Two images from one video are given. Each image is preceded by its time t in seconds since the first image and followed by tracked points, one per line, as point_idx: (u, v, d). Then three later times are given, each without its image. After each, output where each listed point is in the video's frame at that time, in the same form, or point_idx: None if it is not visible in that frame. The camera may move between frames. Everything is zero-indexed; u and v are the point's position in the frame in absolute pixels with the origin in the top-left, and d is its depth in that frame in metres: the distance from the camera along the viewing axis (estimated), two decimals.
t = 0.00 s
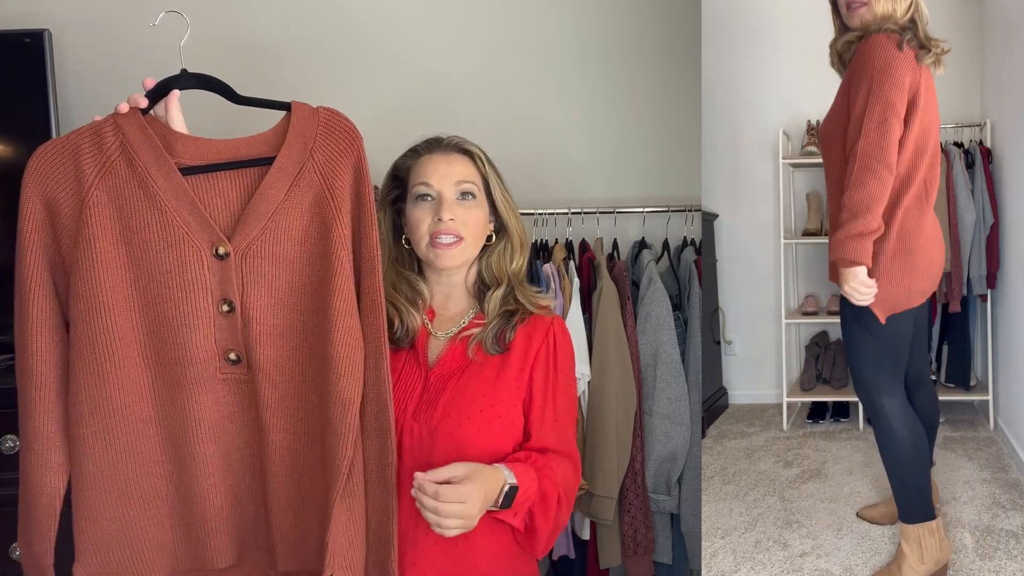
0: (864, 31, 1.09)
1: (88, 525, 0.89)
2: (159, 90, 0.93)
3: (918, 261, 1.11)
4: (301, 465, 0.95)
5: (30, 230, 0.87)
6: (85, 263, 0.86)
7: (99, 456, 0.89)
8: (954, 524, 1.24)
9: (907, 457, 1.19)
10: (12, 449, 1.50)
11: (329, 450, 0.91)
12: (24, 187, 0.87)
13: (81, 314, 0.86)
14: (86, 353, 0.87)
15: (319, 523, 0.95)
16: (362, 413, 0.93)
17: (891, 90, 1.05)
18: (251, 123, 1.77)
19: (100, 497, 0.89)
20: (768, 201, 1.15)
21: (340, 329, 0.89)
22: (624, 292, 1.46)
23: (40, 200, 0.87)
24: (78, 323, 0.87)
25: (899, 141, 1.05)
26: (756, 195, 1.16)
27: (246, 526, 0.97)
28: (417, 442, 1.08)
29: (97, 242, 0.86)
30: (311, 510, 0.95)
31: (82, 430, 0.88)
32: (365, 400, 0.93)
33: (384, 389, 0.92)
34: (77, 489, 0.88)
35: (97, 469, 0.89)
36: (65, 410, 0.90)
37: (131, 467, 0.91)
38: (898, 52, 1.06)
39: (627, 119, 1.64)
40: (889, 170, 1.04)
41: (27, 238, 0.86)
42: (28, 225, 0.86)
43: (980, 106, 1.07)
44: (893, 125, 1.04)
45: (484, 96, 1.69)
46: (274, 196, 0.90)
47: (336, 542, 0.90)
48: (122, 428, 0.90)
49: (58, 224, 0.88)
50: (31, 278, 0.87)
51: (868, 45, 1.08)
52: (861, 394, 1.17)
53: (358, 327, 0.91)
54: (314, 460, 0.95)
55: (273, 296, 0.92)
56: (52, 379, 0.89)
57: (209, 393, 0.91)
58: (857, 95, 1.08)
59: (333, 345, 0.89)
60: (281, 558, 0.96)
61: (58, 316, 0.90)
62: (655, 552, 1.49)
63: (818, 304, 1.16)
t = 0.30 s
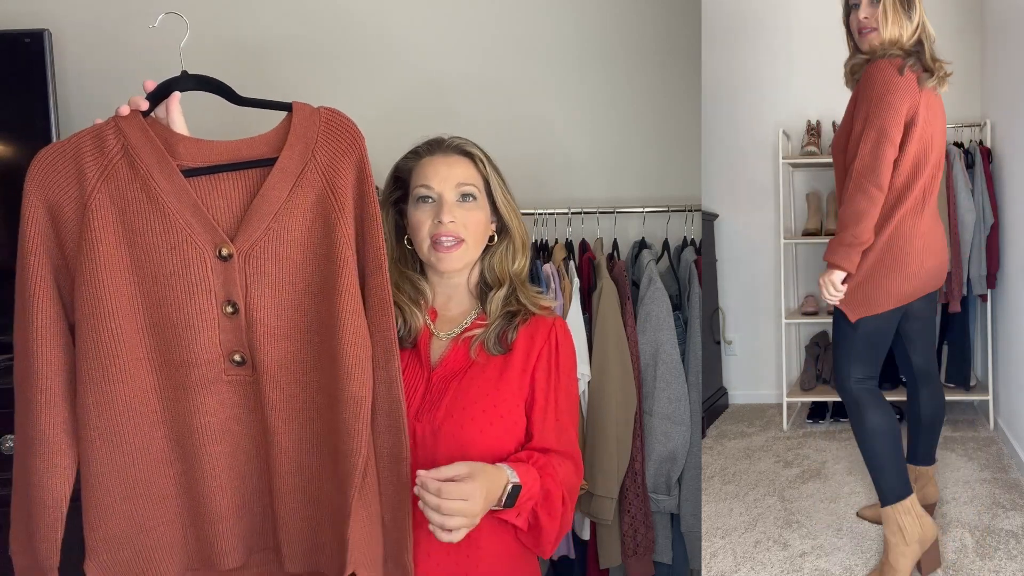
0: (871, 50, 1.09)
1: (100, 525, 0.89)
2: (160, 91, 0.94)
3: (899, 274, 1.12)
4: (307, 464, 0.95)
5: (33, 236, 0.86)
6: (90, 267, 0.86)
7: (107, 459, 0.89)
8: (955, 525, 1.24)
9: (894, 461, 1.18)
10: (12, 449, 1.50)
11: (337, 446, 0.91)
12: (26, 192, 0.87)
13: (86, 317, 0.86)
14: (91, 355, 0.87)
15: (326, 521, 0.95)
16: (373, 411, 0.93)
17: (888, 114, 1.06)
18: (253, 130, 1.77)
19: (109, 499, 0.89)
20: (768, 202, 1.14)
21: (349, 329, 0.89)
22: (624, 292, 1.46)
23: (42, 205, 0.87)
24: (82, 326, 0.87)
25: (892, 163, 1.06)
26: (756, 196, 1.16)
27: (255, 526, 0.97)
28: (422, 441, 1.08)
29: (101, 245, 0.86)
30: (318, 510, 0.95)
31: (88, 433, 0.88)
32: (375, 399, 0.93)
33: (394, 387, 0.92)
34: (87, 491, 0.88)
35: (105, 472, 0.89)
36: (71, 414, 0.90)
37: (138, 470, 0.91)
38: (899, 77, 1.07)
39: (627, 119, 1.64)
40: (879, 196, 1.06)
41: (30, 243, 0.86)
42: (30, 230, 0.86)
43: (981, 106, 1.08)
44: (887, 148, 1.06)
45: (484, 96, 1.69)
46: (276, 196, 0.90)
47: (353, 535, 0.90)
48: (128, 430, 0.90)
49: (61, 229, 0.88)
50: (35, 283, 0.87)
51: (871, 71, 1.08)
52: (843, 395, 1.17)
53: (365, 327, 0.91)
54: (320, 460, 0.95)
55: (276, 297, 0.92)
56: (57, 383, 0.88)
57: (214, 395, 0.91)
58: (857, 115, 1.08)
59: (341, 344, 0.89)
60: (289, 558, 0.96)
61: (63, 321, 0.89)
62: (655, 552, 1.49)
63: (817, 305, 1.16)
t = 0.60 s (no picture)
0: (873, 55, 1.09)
1: (93, 528, 0.89)
2: (163, 91, 0.93)
3: (893, 273, 1.13)
4: (306, 467, 0.94)
5: (34, 235, 0.87)
6: (90, 267, 0.86)
7: (105, 459, 0.89)
8: (955, 525, 1.23)
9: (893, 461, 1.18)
10: (13, 449, 1.50)
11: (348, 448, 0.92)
12: (28, 192, 0.87)
13: (87, 317, 0.87)
14: (91, 355, 0.87)
15: (327, 523, 0.95)
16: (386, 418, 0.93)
17: (882, 120, 1.07)
18: (253, 132, 1.77)
19: (106, 499, 0.89)
20: (768, 202, 1.14)
21: (355, 331, 0.89)
22: (624, 292, 1.46)
23: (44, 205, 0.87)
24: (83, 326, 0.87)
25: (886, 166, 1.08)
26: (756, 196, 1.16)
27: (252, 530, 0.97)
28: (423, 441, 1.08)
29: (102, 246, 0.87)
30: (317, 512, 0.95)
31: (88, 433, 0.88)
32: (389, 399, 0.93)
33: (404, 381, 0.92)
34: (84, 491, 0.89)
35: (103, 471, 0.89)
36: (70, 413, 0.90)
37: (136, 470, 0.91)
38: (899, 85, 1.08)
39: (627, 119, 1.64)
40: (871, 197, 1.08)
41: (32, 242, 0.87)
42: (32, 230, 0.86)
43: (981, 106, 1.08)
44: (880, 151, 1.07)
45: (484, 96, 1.69)
46: (278, 197, 0.90)
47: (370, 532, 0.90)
48: (127, 430, 0.90)
49: (63, 228, 0.88)
50: (36, 282, 0.87)
51: (873, 77, 1.08)
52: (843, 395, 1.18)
53: (371, 331, 0.91)
54: (319, 462, 0.95)
55: (277, 298, 0.92)
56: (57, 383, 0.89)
57: (213, 397, 0.91)
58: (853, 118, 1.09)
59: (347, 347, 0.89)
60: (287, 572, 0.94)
61: (63, 321, 0.89)
62: (655, 552, 1.49)
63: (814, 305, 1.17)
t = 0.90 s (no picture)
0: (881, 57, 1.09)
1: (86, 525, 0.89)
2: (163, 88, 0.93)
3: (900, 271, 1.12)
4: (303, 466, 0.94)
5: (33, 229, 0.87)
6: (88, 263, 0.86)
7: (101, 455, 0.89)
8: (955, 526, 1.23)
9: (891, 461, 1.19)
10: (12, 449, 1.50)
11: (346, 448, 0.92)
12: (28, 188, 0.87)
13: (85, 312, 0.87)
14: (88, 351, 0.87)
15: (322, 524, 0.95)
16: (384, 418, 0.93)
17: (898, 121, 1.07)
18: (254, 129, 1.77)
19: (101, 496, 0.89)
20: (768, 201, 1.14)
21: (354, 331, 0.89)
22: (624, 292, 1.45)
23: (44, 200, 0.87)
24: (81, 321, 0.87)
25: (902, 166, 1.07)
26: (756, 195, 1.16)
27: (247, 529, 0.97)
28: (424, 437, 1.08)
29: (101, 241, 0.87)
30: (312, 512, 0.94)
31: (83, 429, 0.88)
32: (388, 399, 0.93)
33: (401, 379, 0.92)
34: (79, 487, 0.88)
35: (98, 468, 0.89)
36: (67, 409, 0.90)
37: (131, 467, 0.91)
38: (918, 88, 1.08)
39: (627, 119, 1.64)
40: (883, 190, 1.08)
41: (31, 238, 0.87)
42: (32, 225, 0.87)
43: (981, 106, 1.08)
44: (898, 147, 1.07)
45: (484, 96, 1.69)
46: (277, 195, 0.90)
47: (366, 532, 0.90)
48: (123, 426, 0.90)
49: (62, 224, 0.88)
50: (34, 277, 0.87)
51: (891, 77, 1.08)
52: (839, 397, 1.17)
53: (370, 331, 0.91)
54: (316, 462, 0.94)
55: (276, 297, 0.92)
56: (54, 379, 0.89)
57: (210, 395, 0.91)
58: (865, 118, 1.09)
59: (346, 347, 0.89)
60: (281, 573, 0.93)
61: (61, 316, 0.89)
62: (655, 552, 1.49)
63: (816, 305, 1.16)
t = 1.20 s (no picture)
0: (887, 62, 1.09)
1: (87, 527, 0.89)
2: (157, 93, 0.94)
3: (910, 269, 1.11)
4: (301, 468, 0.94)
5: (30, 233, 0.87)
6: (85, 266, 0.86)
7: (99, 458, 0.89)
8: (955, 525, 1.23)
9: (899, 462, 1.18)
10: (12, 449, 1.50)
11: (341, 448, 0.91)
12: (25, 193, 0.87)
13: (82, 316, 0.87)
14: (86, 354, 0.87)
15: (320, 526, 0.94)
16: (378, 418, 0.93)
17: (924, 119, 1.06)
18: (252, 129, 1.77)
19: (101, 500, 0.89)
20: (768, 201, 1.14)
21: (350, 332, 0.89)
22: (624, 292, 1.45)
23: (41, 205, 0.87)
24: (79, 325, 0.87)
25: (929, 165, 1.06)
26: (755, 196, 1.16)
27: (247, 531, 0.97)
28: (424, 437, 1.07)
29: (98, 245, 0.87)
30: (311, 514, 0.94)
31: (82, 432, 0.88)
32: (383, 401, 0.93)
33: (396, 378, 0.92)
34: (79, 489, 0.89)
35: (97, 471, 0.89)
36: (65, 413, 0.90)
37: (130, 470, 0.91)
38: (942, 81, 1.07)
39: (627, 119, 1.64)
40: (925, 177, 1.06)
41: (28, 242, 0.87)
42: (29, 230, 0.87)
43: (981, 106, 1.08)
44: (931, 142, 1.06)
45: (484, 96, 1.69)
46: (274, 197, 0.90)
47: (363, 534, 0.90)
48: (121, 429, 0.90)
49: (59, 229, 0.88)
50: (32, 281, 0.87)
51: (913, 75, 1.07)
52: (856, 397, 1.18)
53: (366, 332, 0.91)
54: (314, 463, 0.94)
55: (273, 299, 0.92)
56: (52, 382, 0.89)
57: (207, 397, 0.91)
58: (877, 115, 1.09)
59: (342, 347, 0.89)
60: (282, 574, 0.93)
61: (59, 320, 0.90)
62: (655, 552, 1.49)
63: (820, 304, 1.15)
